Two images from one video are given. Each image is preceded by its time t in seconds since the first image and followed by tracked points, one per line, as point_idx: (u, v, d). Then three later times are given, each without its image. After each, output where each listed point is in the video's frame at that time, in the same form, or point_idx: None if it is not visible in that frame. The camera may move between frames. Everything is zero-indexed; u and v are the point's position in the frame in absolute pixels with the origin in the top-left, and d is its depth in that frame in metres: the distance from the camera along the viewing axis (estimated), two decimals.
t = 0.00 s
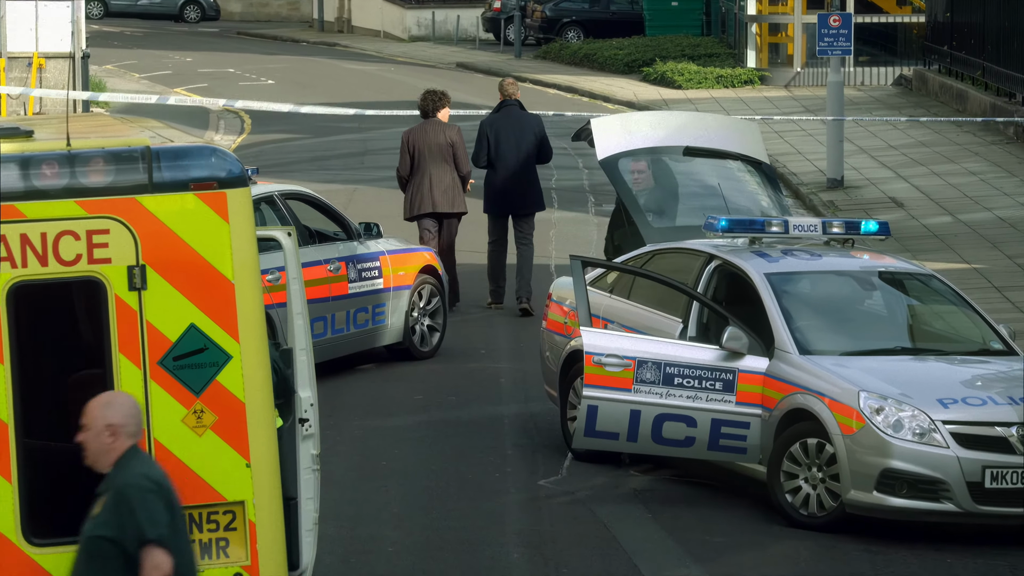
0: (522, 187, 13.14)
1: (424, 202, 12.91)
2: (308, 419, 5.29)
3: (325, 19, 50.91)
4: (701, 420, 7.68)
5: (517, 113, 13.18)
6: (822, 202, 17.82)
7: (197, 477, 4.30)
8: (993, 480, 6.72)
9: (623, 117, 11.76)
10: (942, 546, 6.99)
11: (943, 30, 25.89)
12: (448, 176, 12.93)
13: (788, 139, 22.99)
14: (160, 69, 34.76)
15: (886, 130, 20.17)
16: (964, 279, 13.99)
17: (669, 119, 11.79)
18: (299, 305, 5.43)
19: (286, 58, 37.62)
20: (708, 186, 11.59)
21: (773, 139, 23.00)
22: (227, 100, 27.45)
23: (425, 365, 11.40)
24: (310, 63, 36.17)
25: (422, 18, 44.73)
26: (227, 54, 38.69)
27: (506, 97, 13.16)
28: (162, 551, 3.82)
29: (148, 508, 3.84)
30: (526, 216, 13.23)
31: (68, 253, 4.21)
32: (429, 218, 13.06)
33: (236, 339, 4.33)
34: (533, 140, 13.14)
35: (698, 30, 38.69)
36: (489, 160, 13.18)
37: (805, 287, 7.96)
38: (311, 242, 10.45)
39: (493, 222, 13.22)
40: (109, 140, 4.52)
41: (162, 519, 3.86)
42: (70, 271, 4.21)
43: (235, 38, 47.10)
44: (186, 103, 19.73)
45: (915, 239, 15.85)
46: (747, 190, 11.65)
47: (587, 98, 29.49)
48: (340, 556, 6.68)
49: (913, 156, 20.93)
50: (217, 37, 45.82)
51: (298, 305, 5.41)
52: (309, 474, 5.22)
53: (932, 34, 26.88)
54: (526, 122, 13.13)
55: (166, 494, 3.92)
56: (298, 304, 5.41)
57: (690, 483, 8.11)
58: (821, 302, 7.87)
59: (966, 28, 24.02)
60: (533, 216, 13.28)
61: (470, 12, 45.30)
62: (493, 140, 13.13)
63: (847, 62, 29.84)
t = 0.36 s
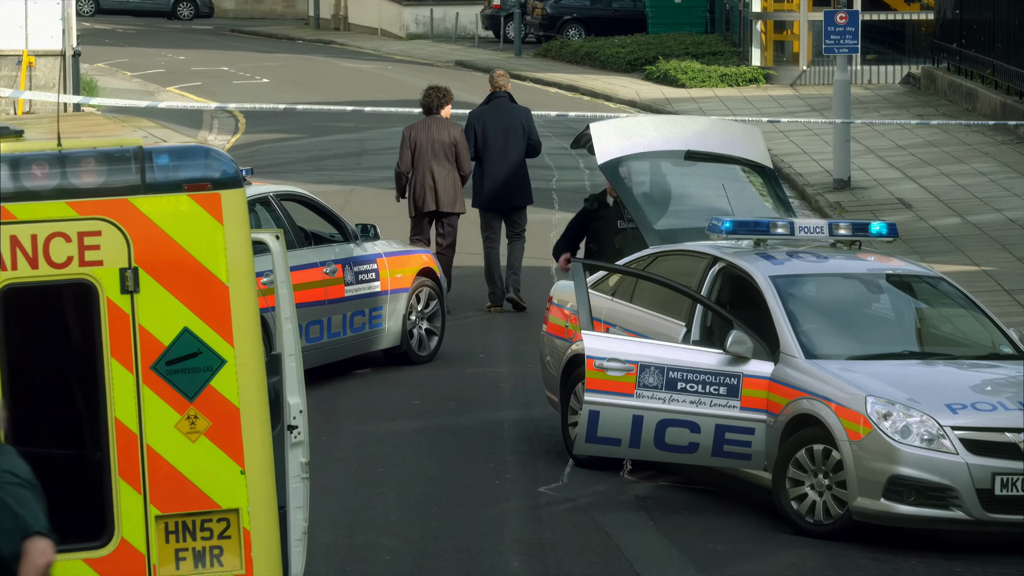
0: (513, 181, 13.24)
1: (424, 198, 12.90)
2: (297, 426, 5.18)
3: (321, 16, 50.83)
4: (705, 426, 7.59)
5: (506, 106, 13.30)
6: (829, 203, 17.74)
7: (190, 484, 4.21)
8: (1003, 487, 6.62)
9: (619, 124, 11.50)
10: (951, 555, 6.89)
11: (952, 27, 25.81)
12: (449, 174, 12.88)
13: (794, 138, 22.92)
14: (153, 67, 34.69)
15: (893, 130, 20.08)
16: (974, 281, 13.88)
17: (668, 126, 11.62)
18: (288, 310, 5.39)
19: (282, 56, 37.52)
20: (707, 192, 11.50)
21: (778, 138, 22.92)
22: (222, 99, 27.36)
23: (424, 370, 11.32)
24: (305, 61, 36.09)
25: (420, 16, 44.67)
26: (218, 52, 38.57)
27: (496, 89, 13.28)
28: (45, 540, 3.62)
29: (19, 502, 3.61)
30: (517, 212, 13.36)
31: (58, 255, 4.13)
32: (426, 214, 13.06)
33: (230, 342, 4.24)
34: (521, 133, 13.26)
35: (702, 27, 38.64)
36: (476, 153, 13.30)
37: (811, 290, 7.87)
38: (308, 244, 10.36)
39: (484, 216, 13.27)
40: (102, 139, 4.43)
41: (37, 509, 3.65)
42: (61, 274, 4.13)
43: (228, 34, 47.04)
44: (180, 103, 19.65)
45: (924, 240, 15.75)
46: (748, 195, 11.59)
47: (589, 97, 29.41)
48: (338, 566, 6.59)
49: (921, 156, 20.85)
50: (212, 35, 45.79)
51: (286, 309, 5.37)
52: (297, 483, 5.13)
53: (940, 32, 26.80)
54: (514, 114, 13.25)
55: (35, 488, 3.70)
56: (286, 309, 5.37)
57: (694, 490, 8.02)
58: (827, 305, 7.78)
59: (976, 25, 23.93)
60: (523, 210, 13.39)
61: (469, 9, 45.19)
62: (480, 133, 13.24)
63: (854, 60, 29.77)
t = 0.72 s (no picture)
0: (509, 185, 13.17)
1: (418, 199, 12.82)
2: (295, 432, 5.11)
3: (318, 14, 50.81)
4: (709, 433, 7.51)
5: (506, 109, 13.24)
6: (837, 205, 17.67)
7: (183, 493, 4.11)
8: (1013, 495, 6.53)
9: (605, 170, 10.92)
10: (960, 565, 6.80)
11: (962, 26, 25.78)
12: (445, 175, 12.79)
13: (801, 139, 22.86)
14: (146, 67, 34.64)
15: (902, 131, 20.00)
16: (984, 285, 13.79)
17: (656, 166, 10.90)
18: (286, 314, 5.32)
19: (277, 55, 37.46)
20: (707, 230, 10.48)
21: (784, 139, 22.86)
22: (215, 98, 27.31)
23: (423, 375, 11.24)
24: (300, 60, 36.05)
25: (418, 14, 44.69)
26: (212, 51, 38.54)
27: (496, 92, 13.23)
28: None
29: None
30: (514, 215, 13.29)
31: (48, 258, 4.04)
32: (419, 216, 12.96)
33: (223, 348, 4.15)
34: (521, 136, 13.20)
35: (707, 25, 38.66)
36: (475, 154, 13.23)
37: (816, 293, 7.78)
38: (303, 247, 10.25)
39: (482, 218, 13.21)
40: (94, 140, 4.35)
41: None
42: (50, 277, 4.04)
43: (222, 33, 47.04)
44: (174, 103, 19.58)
45: (935, 244, 15.66)
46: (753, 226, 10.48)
47: (590, 96, 29.36)
48: None
49: (931, 156, 20.78)
50: (207, 33, 45.79)
51: (285, 314, 5.31)
52: (296, 491, 5.04)
53: (950, 30, 26.73)
54: (513, 117, 13.20)
55: None
56: (284, 314, 5.31)
57: (697, 499, 7.93)
58: (833, 309, 7.69)
59: (986, 24, 23.85)
60: (517, 215, 13.30)
61: (469, 7, 45.13)
62: (478, 135, 13.18)
63: (861, 60, 29.72)
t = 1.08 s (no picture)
0: (512, 180, 13.21)
1: (405, 194, 12.80)
2: (304, 436, 5.03)
3: (313, 11, 50.74)
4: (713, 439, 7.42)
5: (513, 103, 13.27)
6: (844, 206, 17.60)
7: (176, 501, 4.03)
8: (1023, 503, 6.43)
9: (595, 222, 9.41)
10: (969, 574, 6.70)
11: (972, 24, 25.80)
12: (431, 169, 12.81)
13: (806, 139, 22.81)
14: (138, 65, 34.57)
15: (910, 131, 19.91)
16: (993, 287, 13.69)
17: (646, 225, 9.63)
18: (296, 316, 5.19)
19: (272, 53, 37.39)
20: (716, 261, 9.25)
21: (790, 139, 22.80)
22: (206, 98, 27.27)
23: (422, 379, 11.16)
24: (295, 58, 35.97)
25: (415, 12, 44.62)
26: (206, 49, 38.52)
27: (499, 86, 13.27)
28: None
29: None
30: (511, 210, 13.32)
31: (38, 260, 3.95)
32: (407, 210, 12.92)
33: (218, 352, 4.06)
34: (528, 131, 13.26)
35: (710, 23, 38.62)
36: (480, 148, 13.24)
37: (823, 296, 7.70)
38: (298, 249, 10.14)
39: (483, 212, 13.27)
40: (87, 139, 4.27)
41: None
42: (39, 280, 3.95)
43: (216, 30, 47.02)
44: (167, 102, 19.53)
45: (944, 245, 15.58)
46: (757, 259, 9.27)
47: (592, 95, 29.30)
48: None
49: (941, 156, 20.71)
50: (201, 32, 45.72)
51: (295, 314, 5.18)
52: (305, 495, 4.94)
53: (960, 28, 26.69)
54: (521, 111, 13.24)
55: None
56: (294, 315, 5.19)
57: (700, 506, 7.84)
58: (840, 313, 7.60)
59: (998, 23, 23.81)
60: (520, 210, 13.36)
61: (466, 5, 45.08)
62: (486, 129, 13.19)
63: (868, 58, 29.68)
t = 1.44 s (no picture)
0: (513, 177, 13.14)
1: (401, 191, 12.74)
2: (299, 442, 4.96)
3: (309, 7, 50.64)
4: (717, 444, 7.33)
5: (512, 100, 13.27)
6: (852, 206, 17.52)
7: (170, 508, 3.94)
8: None
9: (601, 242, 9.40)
10: None
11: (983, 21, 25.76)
12: (428, 166, 12.76)
13: (813, 138, 22.71)
14: (130, 62, 34.44)
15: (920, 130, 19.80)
16: (1003, 288, 13.60)
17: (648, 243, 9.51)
18: (292, 319, 5.11)
19: (266, 50, 37.25)
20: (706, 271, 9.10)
21: (796, 138, 22.72)
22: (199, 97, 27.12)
23: (421, 383, 11.08)
24: (290, 55, 35.85)
25: (413, 8, 44.51)
26: (197, 46, 38.38)
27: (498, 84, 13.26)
28: None
29: None
30: (512, 207, 13.21)
31: (29, 262, 3.87)
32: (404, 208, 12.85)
33: (212, 355, 3.98)
34: (529, 127, 13.23)
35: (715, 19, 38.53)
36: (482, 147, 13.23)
37: (830, 298, 7.61)
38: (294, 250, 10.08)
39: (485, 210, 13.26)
40: (79, 139, 4.19)
41: None
42: (31, 282, 3.87)
43: (210, 26, 46.86)
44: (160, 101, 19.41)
45: (955, 246, 15.49)
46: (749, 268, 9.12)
47: (594, 93, 29.21)
48: None
49: (951, 155, 20.62)
50: (194, 28, 45.60)
51: (291, 318, 5.10)
52: (300, 502, 4.85)
53: (970, 24, 26.62)
54: (520, 108, 13.23)
55: None
56: (290, 318, 5.10)
57: (703, 513, 7.75)
58: (847, 315, 7.52)
59: (1009, 19, 23.74)
60: (522, 208, 13.26)
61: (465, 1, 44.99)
62: (487, 126, 13.18)
63: (877, 54, 29.59)
